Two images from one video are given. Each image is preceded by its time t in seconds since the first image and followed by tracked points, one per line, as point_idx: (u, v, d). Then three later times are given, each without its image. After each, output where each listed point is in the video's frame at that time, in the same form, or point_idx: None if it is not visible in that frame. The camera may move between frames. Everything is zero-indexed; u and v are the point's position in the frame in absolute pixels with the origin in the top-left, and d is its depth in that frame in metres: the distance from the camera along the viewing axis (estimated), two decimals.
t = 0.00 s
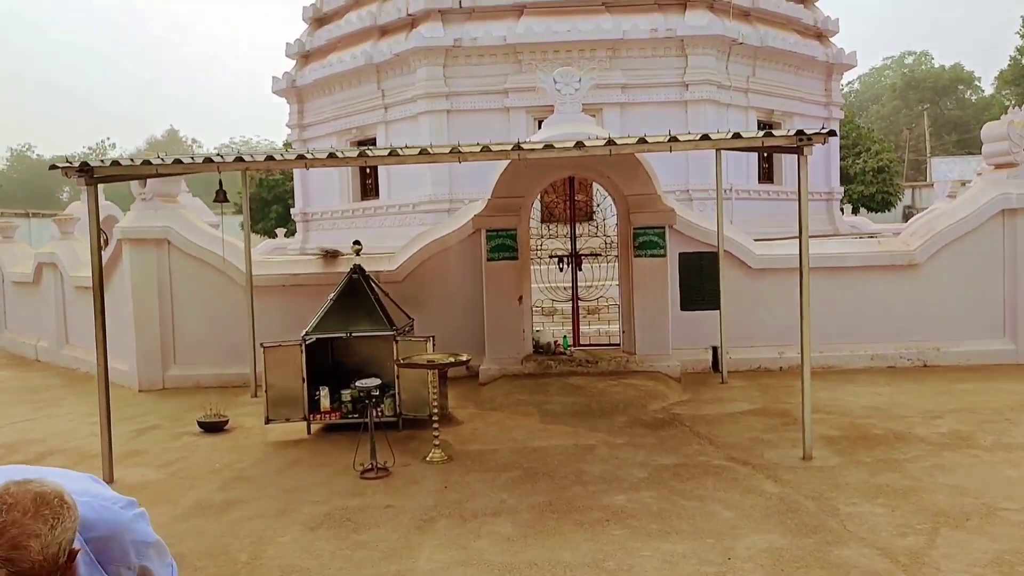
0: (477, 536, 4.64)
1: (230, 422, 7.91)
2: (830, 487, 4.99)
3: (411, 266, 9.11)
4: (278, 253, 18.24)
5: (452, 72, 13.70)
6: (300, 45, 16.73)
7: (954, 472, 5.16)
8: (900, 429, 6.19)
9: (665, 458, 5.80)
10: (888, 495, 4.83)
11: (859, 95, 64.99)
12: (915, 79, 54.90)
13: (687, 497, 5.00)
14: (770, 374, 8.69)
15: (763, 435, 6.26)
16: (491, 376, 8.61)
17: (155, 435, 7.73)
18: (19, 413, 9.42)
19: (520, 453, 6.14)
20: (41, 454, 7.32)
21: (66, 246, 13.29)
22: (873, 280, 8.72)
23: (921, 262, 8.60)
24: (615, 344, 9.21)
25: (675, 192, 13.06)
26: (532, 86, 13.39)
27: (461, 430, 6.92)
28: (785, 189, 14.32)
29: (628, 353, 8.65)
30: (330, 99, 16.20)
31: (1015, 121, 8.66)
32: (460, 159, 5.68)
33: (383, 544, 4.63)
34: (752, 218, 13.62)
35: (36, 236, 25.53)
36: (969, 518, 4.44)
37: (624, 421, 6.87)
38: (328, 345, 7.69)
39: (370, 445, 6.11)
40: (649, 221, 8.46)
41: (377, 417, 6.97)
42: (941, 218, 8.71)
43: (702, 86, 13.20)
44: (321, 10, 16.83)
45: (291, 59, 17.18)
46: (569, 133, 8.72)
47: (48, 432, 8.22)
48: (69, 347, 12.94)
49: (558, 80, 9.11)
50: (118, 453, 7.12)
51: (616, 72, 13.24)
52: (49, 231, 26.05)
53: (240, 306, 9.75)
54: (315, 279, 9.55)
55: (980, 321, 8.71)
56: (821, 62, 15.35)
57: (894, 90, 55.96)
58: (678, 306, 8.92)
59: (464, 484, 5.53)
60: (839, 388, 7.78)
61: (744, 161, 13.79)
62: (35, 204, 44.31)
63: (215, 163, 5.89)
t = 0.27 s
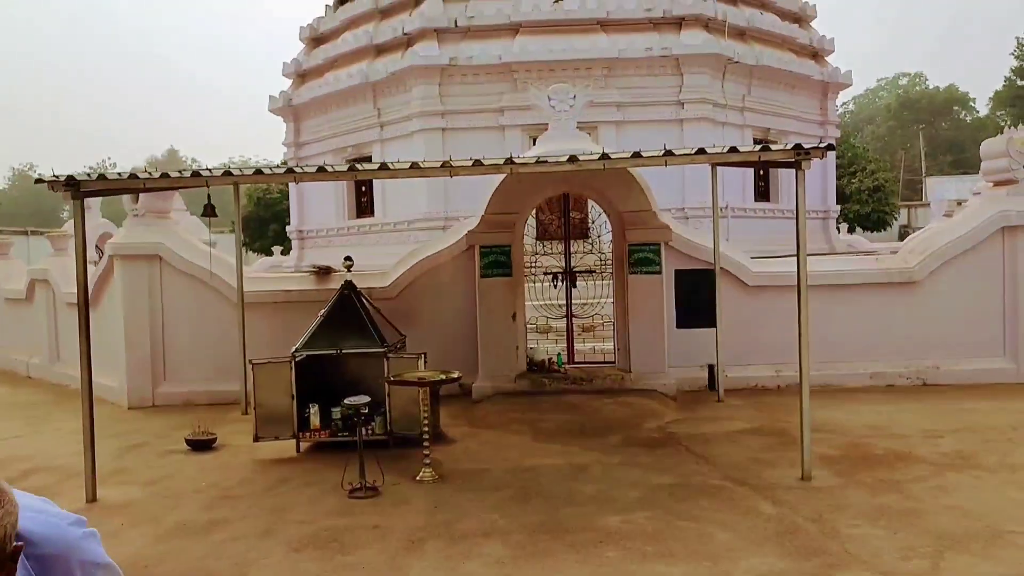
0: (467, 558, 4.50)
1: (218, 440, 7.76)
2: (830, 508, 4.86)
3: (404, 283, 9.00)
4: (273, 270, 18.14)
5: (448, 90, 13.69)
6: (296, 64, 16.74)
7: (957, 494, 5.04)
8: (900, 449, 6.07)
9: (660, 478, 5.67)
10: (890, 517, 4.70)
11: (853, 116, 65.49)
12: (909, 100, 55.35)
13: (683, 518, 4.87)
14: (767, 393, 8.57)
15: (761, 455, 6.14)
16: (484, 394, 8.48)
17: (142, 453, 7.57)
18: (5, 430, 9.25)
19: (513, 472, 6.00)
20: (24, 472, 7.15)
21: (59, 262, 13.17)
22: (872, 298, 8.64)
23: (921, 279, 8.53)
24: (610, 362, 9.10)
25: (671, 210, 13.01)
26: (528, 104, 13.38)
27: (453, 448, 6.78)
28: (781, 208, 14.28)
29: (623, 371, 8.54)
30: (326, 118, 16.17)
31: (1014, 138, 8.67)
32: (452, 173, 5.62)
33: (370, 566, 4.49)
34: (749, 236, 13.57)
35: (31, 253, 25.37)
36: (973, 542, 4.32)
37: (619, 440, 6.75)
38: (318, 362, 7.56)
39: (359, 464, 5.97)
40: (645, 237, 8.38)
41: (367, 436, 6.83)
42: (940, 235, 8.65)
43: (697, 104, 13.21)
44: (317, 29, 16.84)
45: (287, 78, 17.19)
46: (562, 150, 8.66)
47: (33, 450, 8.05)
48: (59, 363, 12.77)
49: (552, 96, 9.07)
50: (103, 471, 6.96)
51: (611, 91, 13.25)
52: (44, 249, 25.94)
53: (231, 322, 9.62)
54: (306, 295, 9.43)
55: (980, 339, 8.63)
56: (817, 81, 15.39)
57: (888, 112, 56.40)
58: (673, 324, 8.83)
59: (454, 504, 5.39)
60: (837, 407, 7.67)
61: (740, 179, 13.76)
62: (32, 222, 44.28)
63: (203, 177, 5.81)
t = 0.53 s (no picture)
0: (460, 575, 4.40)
1: (207, 452, 7.63)
2: (830, 524, 4.78)
3: (397, 293, 8.92)
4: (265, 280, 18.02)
5: (442, 100, 13.66)
6: (290, 73, 16.69)
7: (958, 509, 4.97)
8: (899, 462, 6.00)
9: (657, 492, 5.59)
10: (891, 532, 4.63)
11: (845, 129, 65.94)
12: (900, 113, 55.76)
13: (681, 534, 4.78)
14: (763, 405, 8.51)
15: (758, 469, 6.06)
16: (478, 406, 8.39)
17: (129, 466, 7.43)
18: None
19: (507, 486, 5.90)
20: (8, 485, 7.00)
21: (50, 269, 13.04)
22: (868, 310, 8.60)
23: (917, 291, 8.50)
24: (605, 373, 9.02)
25: (666, 221, 12.98)
26: (522, 114, 13.36)
27: (446, 461, 6.68)
28: (775, 219, 14.28)
29: (618, 382, 8.46)
30: (320, 127, 16.11)
31: (1010, 149, 8.72)
32: (444, 182, 5.56)
33: None
34: (743, 247, 13.55)
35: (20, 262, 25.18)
36: (976, 558, 4.24)
37: (614, 453, 6.66)
38: (309, 373, 7.46)
39: (351, 477, 5.87)
40: (640, 248, 8.33)
41: (359, 449, 6.73)
42: (936, 247, 8.63)
43: (692, 115, 13.21)
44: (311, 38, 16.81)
45: (281, 87, 17.14)
46: (557, 159, 8.61)
47: (17, 462, 7.90)
48: (48, 374, 12.60)
49: (547, 106, 9.03)
50: (89, 484, 6.82)
51: (606, 101, 13.24)
52: (34, 259, 25.76)
53: (222, 333, 9.50)
54: (298, 305, 9.32)
55: (976, 352, 8.60)
56: (811, 93, 15.43)
57: (880, 125, 56.80)
58: (669, 335, 8.76)
59: (447, 519, 5.29)
60: (834, 419, 7.60)
61: (735, 190, 13.75)
62: (23, 232, 44.06)
63: (191, 184, 5.73)
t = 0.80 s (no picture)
0: None
1: (196, 463, 7.51)
2: (830, 538, 4.71)
3: (390, 301, 8.84)
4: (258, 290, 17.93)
5: (436, 108, 13.61)
6: (283, 81, 16.62)
7: (958, 522, 4.91)
8: (898, 474, 5.94)
9: (653, 504, 5.51)
10: (892, 546, 4.56)
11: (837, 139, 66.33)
12: (892, 124, 56.14)
13: (678, 548, 4.70)
14: (758, 415, 8.44)
15: (756, 480, 5.99)
16: (471, 416, 8.30)
17: (116, 477, 7.30)
18: None
19: (501, 498, 5.81)
20: None
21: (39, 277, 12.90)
22: (864, 319, 8.57)
23: (914, 301, 8.47)
24: (600, 383, 8.95)
25: (661, 230, 12.94)
26: (517, 122, 13.32)
27: (439, 473, 6.59)
28: (770, 228, 14.26)
29: (613, 393, 8.39)
30: (313, 135, 16.03)
31: (1007, 158, 8.74)
32: (439, 189, 5.50)
33: None
34: (738, 257, 13.52)
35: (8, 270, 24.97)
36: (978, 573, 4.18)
37: (610, 464, 6.58)
38: (301, 383, 7.36)
39: (342, 489, 5.76)
40: (635, 257, 8.28)
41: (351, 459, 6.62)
42: (933, 256, 8.61)
43: (686, 124, 13.21)
44: (305, 46, 16.75)
45: (274, 94, 17.07)
46: (553, 168, 8.57)
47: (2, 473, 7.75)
48: (36, 383, 12.43)
49: (543, 114, 8.98)
50: (75, 496, 6.69)
51: (601, 110, 13.22)
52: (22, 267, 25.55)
53: (213, 341, 9.38)
54: (290, 314, 9.21)
55: (973, 362, 8.57)
56: (805, 102, 15.46)
57: (871, 135, 57.16)
58: (664, 345, 8.70)
59: (440, 532, 5.20)
60: (831, 430, 7.54)
61: (729, 199, 13.74)
62: (13, 240, 43.78)
63: (181, 192, 5.66)
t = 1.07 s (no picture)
0: None
1: (182, 477, 7.38)
2: (827, 556, 4.65)
3: (382, 313, 8.75)
4: (248, 300, 17.80)
5: (429, 119, 13.58)
6: (275, 90, 16.56)
7: (955, 539, 4.86)
8: (893, 490, 5.90)
9: (647, 521, 5.44)
10: (889, 565, 4.50)
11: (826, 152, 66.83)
12: (880, 137, 56.61)
13: (673, 566, 4.62)
14: (751, 429, 8.40)
15: (750, 496, 5.93)
16: (462, 429, 8.21)
17: (100, 491, 7.16)
18: None
19: (492, 514, 5.73)
20: None
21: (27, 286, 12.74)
22: (857, 332, 8.55)
23: (906, 314, 8.46)
24: (592, 396, 8.88)
25: (653, 242, 12.93)
26: (510, 133, 13.30)
27: (430, 487, 6.49)
28: (761, 240, 14.28)
29: (605, 406, 8.33)
30: (305, 144, 15.96)
31: (1000, 172, 8.69)
32: (433, 202, 5.44)
33: None
34: (729, 269, 13.51)
35: None
36: None
37: (603, 479, 6.51)
38: (290, 396, 7.25)
39: (330, 505, 5.66)
40: (628, 270, 8.24)
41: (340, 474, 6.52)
42: (925, 270, 8.60)
43: (679, 136, 13.22)
44: (298, 56, 16.71)
45: (266, 104, 17.01)
46: (547, 179, 8.52)
47: None
48: (20, 394, 12.24)
49: (537, 125, 8.95)
50: (57, 511, 6.55)
51: (594, 122, 13.22)
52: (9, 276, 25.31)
53: (200, 353, 9.26)
54: (280, 325, 9.10)
55: (965, 376, 8.56)
56: (797, 115, 15.53)
57: (860, 148, 57.62)
58: (657, 357, 8.65)
59: (430, 550, 5.10)
60: (825, 444, 7.50)
61: (721, 211, 13.75)
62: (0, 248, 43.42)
63: (167, 203, 5.58)
